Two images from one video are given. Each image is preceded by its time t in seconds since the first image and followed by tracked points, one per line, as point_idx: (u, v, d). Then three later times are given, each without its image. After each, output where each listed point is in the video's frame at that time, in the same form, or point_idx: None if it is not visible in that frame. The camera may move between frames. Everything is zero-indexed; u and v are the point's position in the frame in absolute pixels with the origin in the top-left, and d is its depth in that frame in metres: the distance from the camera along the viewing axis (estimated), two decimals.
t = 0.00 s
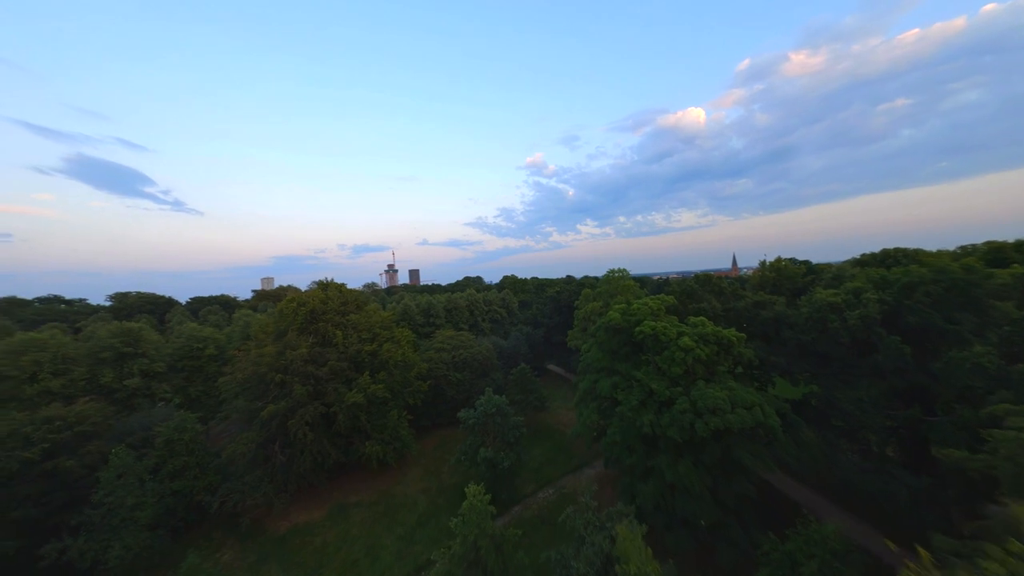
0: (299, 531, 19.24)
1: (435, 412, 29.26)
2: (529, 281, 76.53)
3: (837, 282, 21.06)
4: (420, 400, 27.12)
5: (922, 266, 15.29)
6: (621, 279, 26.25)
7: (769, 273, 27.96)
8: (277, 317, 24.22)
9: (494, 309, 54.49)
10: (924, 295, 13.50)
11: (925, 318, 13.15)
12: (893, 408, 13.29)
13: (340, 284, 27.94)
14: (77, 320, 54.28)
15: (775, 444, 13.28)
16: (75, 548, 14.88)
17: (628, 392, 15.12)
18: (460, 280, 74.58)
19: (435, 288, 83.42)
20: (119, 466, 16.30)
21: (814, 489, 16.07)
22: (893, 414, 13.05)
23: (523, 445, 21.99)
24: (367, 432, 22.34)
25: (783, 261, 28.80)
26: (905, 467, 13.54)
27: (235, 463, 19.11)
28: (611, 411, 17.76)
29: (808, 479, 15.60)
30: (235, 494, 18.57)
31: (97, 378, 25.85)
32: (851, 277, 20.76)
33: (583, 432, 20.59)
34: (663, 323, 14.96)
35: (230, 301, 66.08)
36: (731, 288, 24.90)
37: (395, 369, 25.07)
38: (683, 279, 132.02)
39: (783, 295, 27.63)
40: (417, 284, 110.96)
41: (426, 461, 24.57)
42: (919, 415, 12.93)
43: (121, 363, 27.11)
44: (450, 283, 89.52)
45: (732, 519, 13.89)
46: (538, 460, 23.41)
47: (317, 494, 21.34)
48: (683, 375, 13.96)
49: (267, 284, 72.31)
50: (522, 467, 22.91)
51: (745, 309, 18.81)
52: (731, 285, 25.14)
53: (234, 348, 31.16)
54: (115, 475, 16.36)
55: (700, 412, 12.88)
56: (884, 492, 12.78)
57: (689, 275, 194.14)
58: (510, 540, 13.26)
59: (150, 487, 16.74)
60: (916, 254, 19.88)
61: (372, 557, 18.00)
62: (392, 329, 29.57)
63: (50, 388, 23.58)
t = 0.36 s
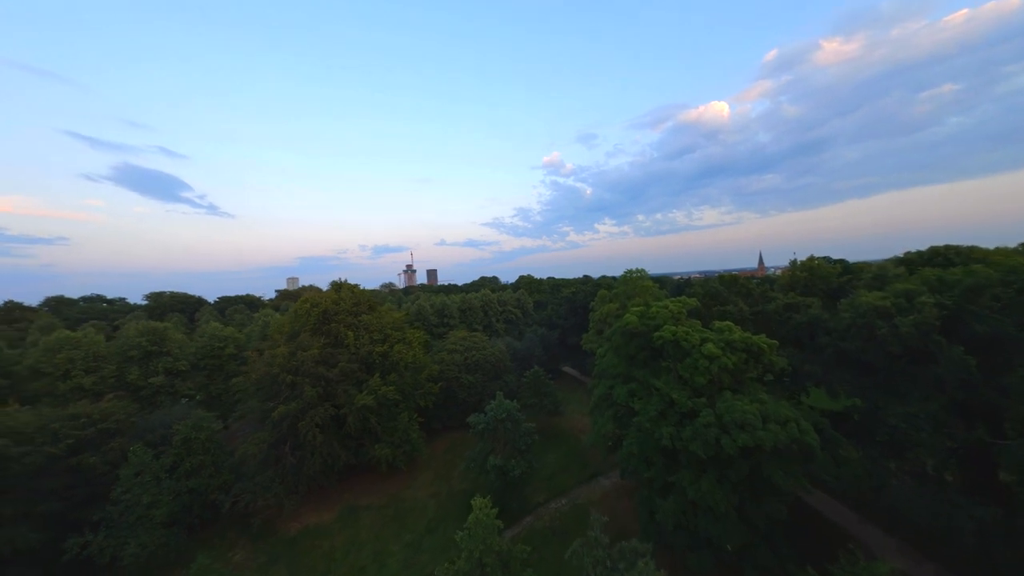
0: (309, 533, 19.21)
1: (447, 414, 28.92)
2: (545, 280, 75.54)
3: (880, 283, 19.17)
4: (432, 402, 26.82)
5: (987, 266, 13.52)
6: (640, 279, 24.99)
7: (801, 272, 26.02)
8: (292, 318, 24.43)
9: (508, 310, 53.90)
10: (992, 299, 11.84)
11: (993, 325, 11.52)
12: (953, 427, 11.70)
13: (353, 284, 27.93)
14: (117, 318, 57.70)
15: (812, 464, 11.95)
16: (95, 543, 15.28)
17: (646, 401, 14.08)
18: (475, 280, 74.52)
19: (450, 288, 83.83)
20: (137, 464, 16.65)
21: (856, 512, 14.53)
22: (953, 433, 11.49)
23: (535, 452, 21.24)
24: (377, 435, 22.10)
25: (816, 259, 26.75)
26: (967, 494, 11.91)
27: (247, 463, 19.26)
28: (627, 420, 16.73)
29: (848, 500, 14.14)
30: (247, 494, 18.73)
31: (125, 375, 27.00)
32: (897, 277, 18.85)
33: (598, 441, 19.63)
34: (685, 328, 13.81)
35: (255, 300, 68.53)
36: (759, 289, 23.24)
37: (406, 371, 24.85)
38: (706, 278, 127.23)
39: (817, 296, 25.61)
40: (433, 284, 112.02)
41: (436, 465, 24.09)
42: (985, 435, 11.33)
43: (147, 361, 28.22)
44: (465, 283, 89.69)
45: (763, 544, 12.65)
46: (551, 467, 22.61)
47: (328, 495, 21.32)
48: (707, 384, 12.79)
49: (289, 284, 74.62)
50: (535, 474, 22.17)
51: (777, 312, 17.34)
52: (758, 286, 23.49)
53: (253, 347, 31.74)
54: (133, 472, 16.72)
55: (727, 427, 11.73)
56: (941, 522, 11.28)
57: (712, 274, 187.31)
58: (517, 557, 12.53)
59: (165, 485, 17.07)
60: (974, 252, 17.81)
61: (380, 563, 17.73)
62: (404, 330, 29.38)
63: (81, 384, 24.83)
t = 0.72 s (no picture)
0: (315, 534, 19.13)
1: (455, 415, 28.51)
2: (558, 280, 74.54)
3: (925, 285, 17.45)
4: (439, 404, 26.44)
5: None
6: (656, 279, 23.78)
7: (831, 272, 24.26)
8: (301, 317, 24.47)
9: (520, 309, 53.22)
10: None
11: None
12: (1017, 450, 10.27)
13: (362, 284, 27.79)
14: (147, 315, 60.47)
15: (849, 487, 10.73)
16: (106, 539, 15.51)
17: (661, 411, 13.10)
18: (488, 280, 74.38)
19: (463, 287, 83.95)
20: (147, 461, 16.78)
21: (898, 541, 13.11)
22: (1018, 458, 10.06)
23: (544, 458, 20.47)
24: (383, 436, 21.85)
25: (848, 259, 24.91)
26: None
27: (255, 462, 19.30)
28: (641, 430, 15.72)
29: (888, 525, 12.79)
30: (254, 493, 18.79)
31: (145, 371, 27.88)
32: (943, 279, 17.14)
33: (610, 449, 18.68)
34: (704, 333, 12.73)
35: (274, 298, 70.47)
36: (786, 290, 21.70)
37: (413, 372, 24.53)
38: (726, 278, 122.87)
39: (851, 298, 23.80)
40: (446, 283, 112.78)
41: (443, 469, 23.64)
42: None
43: (166, 358, 29.05)
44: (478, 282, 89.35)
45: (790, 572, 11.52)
46: (560, 474, 21.83)
47: (334, 496, 21.15)
48: (729, 395, 11.71)
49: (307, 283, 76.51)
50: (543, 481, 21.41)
51: (807, 316, 16.05)
52: (784, 287, 21.97)
53: (266, 345, 32.05)
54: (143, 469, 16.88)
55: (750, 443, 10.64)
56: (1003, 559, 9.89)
57: (733, 273, 180.80)
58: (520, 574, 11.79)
59: (175, 483, 17.24)
60: None
61: (383, 569, 17.41)
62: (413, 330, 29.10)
63: (103, 379, 25.87)
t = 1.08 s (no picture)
0: (318, 534, 19.06)
1: (461, 417, 28.11)
2: (570, 279, 73.40)
3: (973, 288, 15.83)
4: (446, 405, 26.10)
5: None
6: (671, 279, 22.63)
7: (862, 273, 22.59)
8: (309, 316, 24.47)
9: (531, 308, 52.53)
10: None
11: None
12: None
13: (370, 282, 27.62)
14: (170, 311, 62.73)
15: (887, 515, 9.63)
16: (114, 534, 15.74)
17: (673, 421, 12.18)
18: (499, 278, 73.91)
19: (474, 285, 83.84)
20: (155, 458, 16.93)
21: (941, 572, 11.85)
22: None
23: (551, 465, 19.76)
24: (388, 437, 21.64)
25: (882, 258, 23.16)
26: None
27: (260, 460, 19.32)
28: (652, 440, 14.82)
29: (930, 554, 11.53)
30: (259, 492, 18.78)
31: (162, 366, 28.57)
32: (994, 281, 15.55)
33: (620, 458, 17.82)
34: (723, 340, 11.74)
35: (290, 295, 72.00)
36: (814, 293, 20.25)
37: (419, 372, 24.25)
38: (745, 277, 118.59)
39: (885, 300, 22.04)
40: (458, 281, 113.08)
41: (448, 471, 23.26)
42: None
43: (182, 353, 29.71)
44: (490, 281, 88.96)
45: None
46: (568, 481, 21.10)
47: (339, 496, 21.03)
48: (750, 408, 10.70)
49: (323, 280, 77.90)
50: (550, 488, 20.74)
51: (838, 321, 14.84)
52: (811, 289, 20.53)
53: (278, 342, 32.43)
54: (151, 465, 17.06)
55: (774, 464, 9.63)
56: None
57: (753, 272, 174.60)
58: None
59: (182, 480, 17.37)
60: None
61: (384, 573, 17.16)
62: (420, 329, 28.80)
63: (122, 374, 26.62)
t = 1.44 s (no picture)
0: (320, 535, 18.96)
1: (466, 418, 27.75)
2: (581, 278, 72.29)
3: (1020, 291, 14.46)
4: (450, 406, 25.75)
5: None
6: (684, 280, 21.66)
7: (893, 274, 21.11)
8: (315, 315, 24.45)
9: (540, 308, 51.85)
10: None
11: None
12: None
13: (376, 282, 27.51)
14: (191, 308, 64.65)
15: (924, 547, 8.67)
16: (121, 530, 15.95)
17: (685, 434, 11.40)
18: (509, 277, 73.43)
19: (485, 285, 83.63)
20: (160, 455, 17.07)
21: None
22: None
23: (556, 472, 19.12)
24: (391, 438, 21.40)
25: (914, 258, 21.60)
26: None
27: (263, 459, 19.34)
28: (662, 451, 14.01)
29: None
30: (262, 491, 18.78)
31: (175, 363, 29.17)
32: None
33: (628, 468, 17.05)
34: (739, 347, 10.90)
35: (305, 293, 73.32)
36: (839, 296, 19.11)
37: (423, 374, 23.94)
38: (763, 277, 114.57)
39: (918, 303, 20.59)
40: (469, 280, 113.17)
41: (452, 473, 22.89)
42: None
43: (195, 350, 30.26)
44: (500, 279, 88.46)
45: None
46: (574, 488, 20.44)
47: (342, 496, 20.89)
48: (769, 423, 9.87)
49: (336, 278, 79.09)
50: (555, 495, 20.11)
51: (866, 327, 13.91)
52: (836, 291, 19.27)
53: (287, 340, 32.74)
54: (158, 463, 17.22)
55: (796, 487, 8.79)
56: None
57: (772, 271, 168.90)
58: None
59: (187, 478, 17.50)
60: None
61: None
62: (426, 329, 28.50)
63: (138, 370, 27.28)
